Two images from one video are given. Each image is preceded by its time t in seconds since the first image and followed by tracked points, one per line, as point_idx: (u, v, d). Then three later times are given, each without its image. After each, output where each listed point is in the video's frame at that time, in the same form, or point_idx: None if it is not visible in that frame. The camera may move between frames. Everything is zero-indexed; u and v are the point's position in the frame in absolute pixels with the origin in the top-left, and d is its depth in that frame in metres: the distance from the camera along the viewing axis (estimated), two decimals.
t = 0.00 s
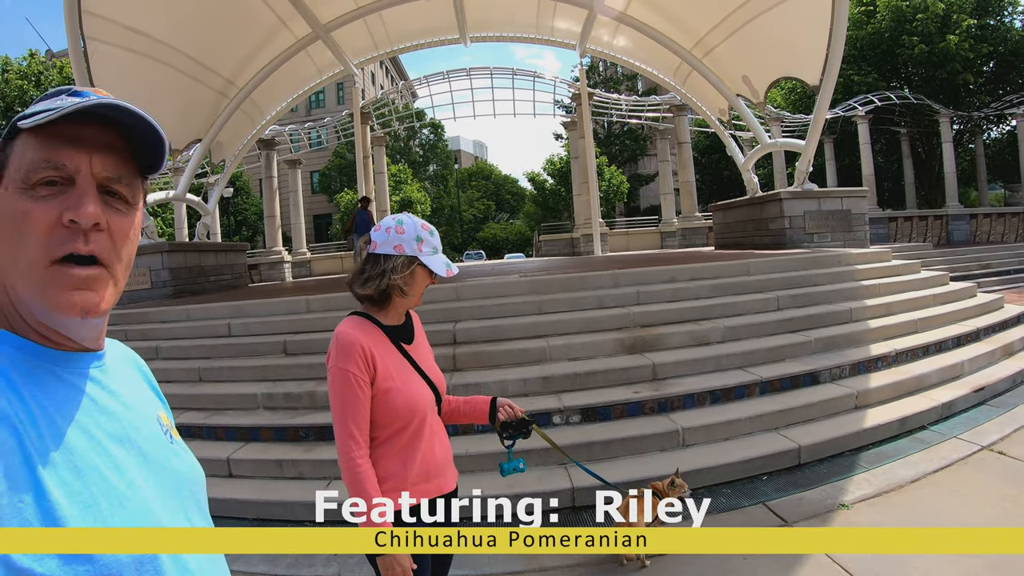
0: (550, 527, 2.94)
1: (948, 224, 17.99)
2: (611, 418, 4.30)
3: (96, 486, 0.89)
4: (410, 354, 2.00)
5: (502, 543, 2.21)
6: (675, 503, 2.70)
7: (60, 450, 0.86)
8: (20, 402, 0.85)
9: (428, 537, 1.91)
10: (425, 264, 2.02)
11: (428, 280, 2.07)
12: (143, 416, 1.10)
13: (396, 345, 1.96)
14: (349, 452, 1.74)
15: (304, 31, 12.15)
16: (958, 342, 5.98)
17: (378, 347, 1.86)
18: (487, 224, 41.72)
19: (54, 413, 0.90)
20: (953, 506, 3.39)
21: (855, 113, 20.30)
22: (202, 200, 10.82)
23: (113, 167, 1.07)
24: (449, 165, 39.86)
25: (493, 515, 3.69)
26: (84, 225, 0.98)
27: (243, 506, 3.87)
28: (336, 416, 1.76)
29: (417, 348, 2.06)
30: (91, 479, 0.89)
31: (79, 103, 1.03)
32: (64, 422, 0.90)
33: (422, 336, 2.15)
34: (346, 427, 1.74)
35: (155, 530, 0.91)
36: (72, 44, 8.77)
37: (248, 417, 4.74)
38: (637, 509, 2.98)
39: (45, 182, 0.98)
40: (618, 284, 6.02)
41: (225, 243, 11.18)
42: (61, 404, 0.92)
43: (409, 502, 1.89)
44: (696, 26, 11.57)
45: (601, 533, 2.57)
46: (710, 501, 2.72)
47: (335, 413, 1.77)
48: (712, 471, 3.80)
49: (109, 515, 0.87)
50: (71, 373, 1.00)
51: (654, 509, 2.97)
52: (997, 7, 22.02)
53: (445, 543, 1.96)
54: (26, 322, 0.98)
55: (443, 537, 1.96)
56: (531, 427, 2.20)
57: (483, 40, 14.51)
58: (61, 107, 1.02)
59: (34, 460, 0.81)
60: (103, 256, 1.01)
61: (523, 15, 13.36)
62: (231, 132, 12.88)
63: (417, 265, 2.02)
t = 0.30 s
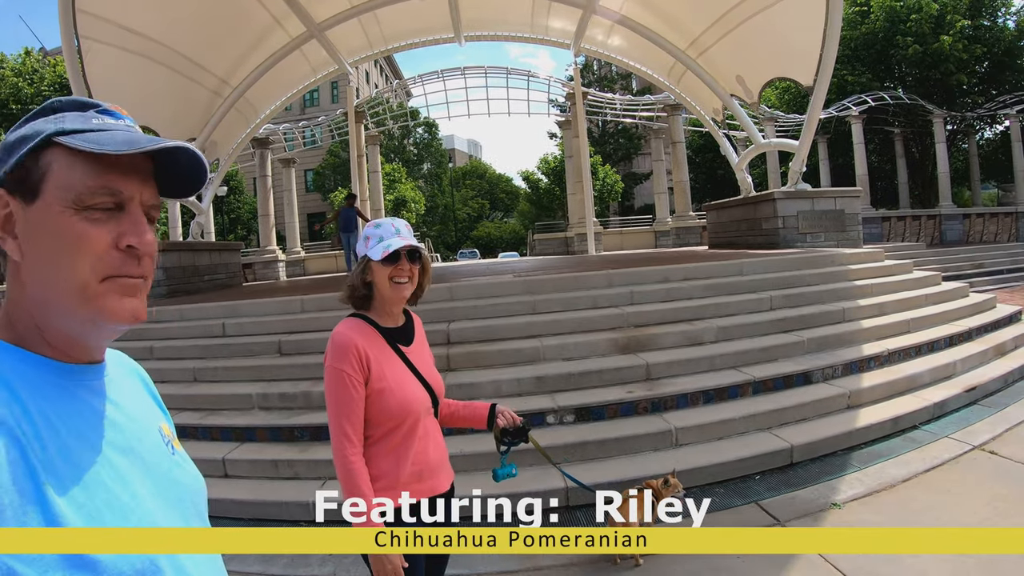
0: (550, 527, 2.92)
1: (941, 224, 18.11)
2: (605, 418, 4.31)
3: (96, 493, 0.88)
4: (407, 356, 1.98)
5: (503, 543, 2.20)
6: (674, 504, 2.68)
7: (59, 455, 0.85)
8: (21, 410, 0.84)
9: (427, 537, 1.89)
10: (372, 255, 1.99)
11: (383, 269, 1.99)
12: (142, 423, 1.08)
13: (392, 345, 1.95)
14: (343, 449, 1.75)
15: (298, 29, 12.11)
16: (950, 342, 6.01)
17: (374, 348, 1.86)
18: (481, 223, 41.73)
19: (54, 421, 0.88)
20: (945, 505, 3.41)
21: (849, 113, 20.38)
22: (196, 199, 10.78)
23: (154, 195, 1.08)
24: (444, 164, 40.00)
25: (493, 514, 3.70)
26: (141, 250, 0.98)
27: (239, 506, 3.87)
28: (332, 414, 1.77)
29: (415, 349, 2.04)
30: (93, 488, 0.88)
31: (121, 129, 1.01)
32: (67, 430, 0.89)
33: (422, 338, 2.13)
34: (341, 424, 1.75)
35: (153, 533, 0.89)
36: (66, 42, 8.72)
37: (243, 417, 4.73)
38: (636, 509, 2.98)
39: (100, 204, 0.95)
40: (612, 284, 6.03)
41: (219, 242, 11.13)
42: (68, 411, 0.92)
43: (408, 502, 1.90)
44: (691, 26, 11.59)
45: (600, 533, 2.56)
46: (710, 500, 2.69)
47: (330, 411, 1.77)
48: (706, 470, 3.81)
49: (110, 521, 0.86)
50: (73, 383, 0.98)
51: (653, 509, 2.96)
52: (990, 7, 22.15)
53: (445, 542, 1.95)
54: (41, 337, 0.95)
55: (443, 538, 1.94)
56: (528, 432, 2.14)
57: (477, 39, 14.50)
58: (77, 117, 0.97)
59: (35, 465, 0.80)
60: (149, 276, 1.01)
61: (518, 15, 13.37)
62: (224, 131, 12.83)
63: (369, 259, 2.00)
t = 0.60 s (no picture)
0: (548, 527, 2.91)
1: (942, 226, 18.07)
2: (601, 418, 4.32)
3: (79, 487, 0.88)
4: (393, 353, 1.96)
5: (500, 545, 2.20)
6: (674, 503, 2.66)
7: (37, 451, 0.84)
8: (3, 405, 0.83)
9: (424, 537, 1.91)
10: (350, 254, 2.04)
11: (360, 267, 2.01)
12: (120, 414, 1.08)
13: (376, 341, 1.95)
14: (319, 440, 1.80)
15: (299, 29, 12.18)
16: (949, 344, 6.01)
17: (354, 344, 1.88)
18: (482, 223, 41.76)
19: (38, 415, 0.88)
20: (940, 507, 3.41)
21: (850, 114, 20.34)
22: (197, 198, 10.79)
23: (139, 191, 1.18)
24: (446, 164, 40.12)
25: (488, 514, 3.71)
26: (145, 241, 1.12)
27: (235, 503, 3.88)
28: (312, 406, 1.83)
29: (404, 347, 2.01)
30: (73, 482, 0.88)
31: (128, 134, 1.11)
32: (51, 424, 0.89)
33: (418, 337, 2.12)
34: (319, 416, 1.80)
35: (135, 531, 0.90)
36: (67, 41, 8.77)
37: (240, 415, 4.75)
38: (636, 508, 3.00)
39: (130, 205, 1.08)
40: (609, 284, 6.03)
41: (220, 241, 11.18)
42: (50, 404, 0.91)
43: (409, 501, 1.91)
44: (691, 27, 11.59)
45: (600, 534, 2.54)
46: (709, 501, 2.67)
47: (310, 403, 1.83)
48: (702, 470, 3.82)
49: (90, 517, 0.86)
50: (50, 373, 0.98)
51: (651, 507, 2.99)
52: (993, 9, 22.12)
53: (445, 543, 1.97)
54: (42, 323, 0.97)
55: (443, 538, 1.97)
56: (521, 441, 2.13)
57: (478, 39, 14.52)
58: (78, 114, 1.00)
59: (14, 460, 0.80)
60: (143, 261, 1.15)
61: (518, 15, 13.40)
62: (225, 130, 12.85)
63: (350, 259, 2.06)
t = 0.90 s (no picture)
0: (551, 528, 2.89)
1: (949, 226, 17.97)
2: (602, 418, 4.30)
3: (48, 481, 0.86)
4: (384, 351, 1.95)
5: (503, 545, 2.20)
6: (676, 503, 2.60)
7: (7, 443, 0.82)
8: None
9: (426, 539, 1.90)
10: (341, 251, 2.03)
11: (351, 264, 2.01)
12: (89, 404, 1.05)
13: (368, 338, 1.94)
14: (304, 433, 1.82)
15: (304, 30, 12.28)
16: (956, 345, 5.96)
17: (344, 340, 1.89)
18: (488, 223, 41.82)
19: (7, 401, 0.86)
20: (945, 510, 3.37)
21: (856, 113, 20.21)
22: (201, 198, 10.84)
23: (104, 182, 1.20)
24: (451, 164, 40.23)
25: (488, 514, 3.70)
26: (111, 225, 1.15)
27: (234, 503, 3.89)
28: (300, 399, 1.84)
29: (396, 345, 2.00)
30: (42, 473, 0.86)
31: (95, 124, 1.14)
32: (18, 415, 0.87)
33: (414, 336, 2.11)
34: (305, 410, 1.82)
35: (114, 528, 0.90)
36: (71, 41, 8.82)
37: (240, 414, 4.76)
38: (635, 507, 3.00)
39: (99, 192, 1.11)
40: (612, 284, 6.01)
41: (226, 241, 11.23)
42: (22, 397, 0.89)
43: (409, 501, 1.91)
44: (696, 26, 11.56)
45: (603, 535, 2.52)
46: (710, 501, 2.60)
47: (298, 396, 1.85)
48: (703, 472, 3.80)
49: (64, 514, 0.85)
50: (17, 362, 0.96)
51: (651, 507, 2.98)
52: (1001, 7, 21.96)
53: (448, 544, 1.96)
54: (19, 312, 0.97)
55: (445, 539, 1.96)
56: (518, 447, 2.10)
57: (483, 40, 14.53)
58: (52, 102, 1.02)
59: None
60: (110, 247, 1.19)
61: (523, 15, 13.40)
62: (230, 130, 12.91)
63: (341, 256, 2.05)
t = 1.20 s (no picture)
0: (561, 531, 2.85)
1: (961, 226, 17.79)
2: (613, 420, 4.27)
3: (29, 482, 0.84)
4: (394, 351, 1.94)
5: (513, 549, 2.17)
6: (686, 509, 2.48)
7: None
8: None
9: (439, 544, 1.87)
10: (362, 244, 1.99)
11: (373, 258, 1.99)
12: (75, 400, 1.03)
13: (379, 338, 1.93)
14: (314, 436, 1.79)
15: (313, 30, 12.33)
16: (971, 346, 5.88)
17: (356, 341, 1.86)
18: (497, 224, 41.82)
19: None
20: (960, 515, 3.31)
21: (868, 113, 19.99)
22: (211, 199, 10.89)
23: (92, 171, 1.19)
24: (460, 164, 40.31)
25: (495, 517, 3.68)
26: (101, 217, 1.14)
27: (240, 503, 3.89)
28: (310, 402, 1.81)
29: (405, 346, 2.00)
30: (24, 475, 0.83)
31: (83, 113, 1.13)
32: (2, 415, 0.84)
33: (419, 335, 2.10)
34: (315, 413, 1.79)
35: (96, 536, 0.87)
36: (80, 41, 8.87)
37: (247, 415, 4.77)
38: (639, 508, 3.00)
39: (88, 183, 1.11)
40: (623, 284, 5.98)
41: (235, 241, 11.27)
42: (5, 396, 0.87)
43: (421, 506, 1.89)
44: (706, 25, 11.50)
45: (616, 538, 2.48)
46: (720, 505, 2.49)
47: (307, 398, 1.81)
48: (714, 475, 3.76)
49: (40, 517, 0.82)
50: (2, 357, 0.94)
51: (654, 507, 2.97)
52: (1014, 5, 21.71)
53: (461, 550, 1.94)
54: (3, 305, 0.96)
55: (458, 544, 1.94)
56: (524, 443, 2.10)
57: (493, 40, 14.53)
58: (36, 91, 1.00)
59: None
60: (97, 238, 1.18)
61: (532, 16, 13.39)
62: (240, 131, 12.97)
63: (360, 249, 2.01)
